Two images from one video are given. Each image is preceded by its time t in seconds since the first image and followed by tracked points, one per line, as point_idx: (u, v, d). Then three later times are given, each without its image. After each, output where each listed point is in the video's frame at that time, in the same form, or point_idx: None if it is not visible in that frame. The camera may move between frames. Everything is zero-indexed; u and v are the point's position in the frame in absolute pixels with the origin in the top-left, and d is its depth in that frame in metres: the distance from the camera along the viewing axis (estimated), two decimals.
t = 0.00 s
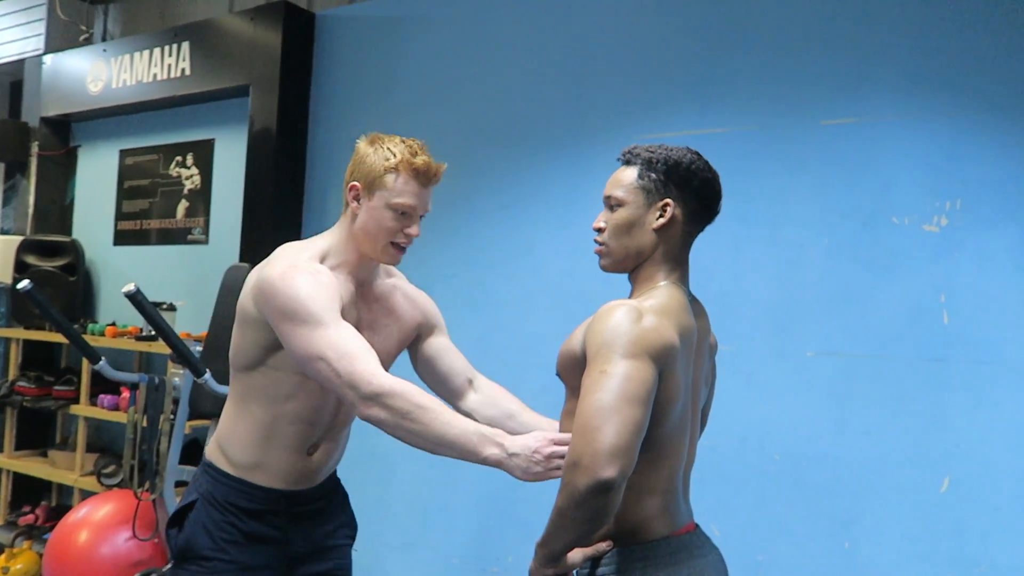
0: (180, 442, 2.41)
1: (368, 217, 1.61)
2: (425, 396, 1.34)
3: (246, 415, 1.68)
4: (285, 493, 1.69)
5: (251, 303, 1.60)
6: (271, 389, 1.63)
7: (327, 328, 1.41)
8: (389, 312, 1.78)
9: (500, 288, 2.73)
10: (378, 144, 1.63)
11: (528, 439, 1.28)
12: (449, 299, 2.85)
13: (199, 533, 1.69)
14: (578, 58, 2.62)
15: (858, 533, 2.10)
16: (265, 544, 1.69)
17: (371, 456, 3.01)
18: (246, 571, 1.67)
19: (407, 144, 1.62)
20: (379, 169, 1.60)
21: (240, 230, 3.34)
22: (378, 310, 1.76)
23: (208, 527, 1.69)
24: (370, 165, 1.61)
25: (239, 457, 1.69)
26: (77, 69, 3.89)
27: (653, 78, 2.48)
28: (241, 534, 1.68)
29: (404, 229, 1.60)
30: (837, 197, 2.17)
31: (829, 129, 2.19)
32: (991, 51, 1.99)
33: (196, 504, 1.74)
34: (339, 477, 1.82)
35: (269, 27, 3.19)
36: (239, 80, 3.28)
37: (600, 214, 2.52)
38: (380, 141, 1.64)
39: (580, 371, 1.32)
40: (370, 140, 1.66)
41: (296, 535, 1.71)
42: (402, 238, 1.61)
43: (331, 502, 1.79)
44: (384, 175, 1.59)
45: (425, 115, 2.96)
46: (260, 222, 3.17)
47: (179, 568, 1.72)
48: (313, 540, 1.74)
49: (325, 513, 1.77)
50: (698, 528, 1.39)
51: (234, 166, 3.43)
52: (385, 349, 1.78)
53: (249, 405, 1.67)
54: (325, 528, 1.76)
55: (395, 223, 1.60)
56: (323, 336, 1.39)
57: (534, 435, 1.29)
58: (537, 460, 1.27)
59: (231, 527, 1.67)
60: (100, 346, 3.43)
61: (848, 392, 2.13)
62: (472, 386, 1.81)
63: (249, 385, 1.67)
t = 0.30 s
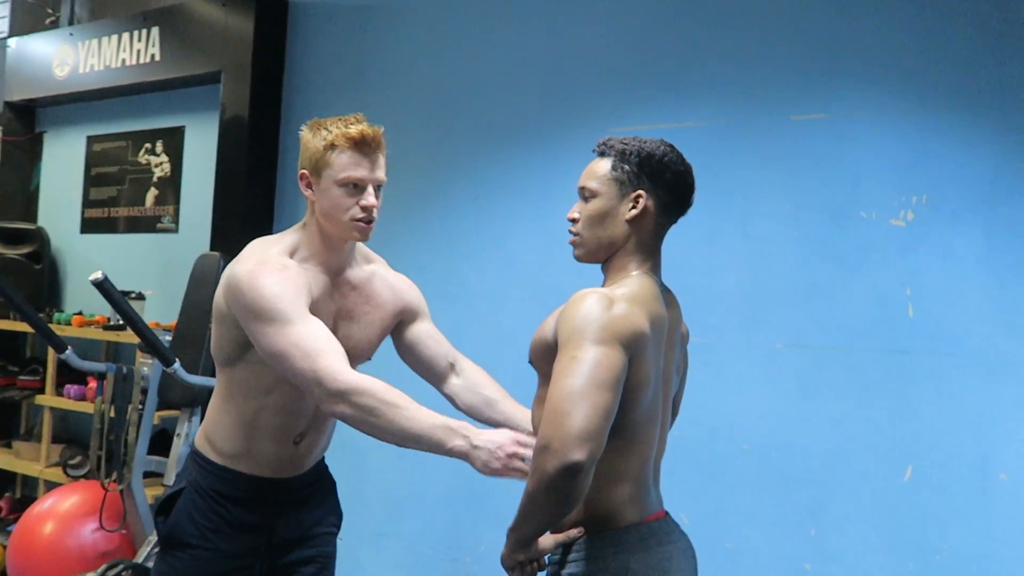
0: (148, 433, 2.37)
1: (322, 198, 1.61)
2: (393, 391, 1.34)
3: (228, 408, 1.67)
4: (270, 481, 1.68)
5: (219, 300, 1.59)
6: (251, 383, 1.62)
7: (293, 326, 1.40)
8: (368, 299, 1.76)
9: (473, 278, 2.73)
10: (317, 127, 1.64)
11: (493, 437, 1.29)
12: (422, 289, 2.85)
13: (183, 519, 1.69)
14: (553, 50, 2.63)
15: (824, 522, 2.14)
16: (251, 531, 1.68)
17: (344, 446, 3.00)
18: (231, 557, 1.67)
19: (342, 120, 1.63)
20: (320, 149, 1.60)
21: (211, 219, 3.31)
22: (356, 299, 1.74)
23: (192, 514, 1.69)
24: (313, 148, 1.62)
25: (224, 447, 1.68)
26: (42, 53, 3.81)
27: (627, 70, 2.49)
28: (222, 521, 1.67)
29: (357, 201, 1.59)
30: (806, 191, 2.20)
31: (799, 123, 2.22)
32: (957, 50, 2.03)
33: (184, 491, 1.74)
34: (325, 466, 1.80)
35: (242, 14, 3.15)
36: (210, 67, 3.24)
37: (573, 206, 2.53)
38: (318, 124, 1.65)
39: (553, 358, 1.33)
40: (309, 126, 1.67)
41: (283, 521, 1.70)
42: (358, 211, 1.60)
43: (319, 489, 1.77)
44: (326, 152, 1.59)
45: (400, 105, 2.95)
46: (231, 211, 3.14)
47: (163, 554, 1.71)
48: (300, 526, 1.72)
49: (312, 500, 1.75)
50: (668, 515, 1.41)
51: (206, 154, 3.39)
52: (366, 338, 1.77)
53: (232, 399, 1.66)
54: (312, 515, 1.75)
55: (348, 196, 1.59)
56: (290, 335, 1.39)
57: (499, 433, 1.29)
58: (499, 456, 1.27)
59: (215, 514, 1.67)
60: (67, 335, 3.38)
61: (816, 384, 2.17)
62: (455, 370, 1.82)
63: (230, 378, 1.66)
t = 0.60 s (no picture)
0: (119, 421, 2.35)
1: (274, 180, 1.61)
2: (347, 386, 1.31)
3: (199, 400, 1.67)
4: (245, 470, 1.66)
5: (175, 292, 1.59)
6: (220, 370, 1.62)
7: (246, 318, 1.39)
8: (333, 282, 1.74)
9: (449, 267, 2.72)
10: (264, 110, 1.63)
11: (449, 449, 1.25)
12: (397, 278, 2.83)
13: (159, 508, 1.67)
14: (530, 38, 2.62)
15: (795, 508, 2.17)
16: (226, 520, 1.66)
17: (319, 436, 2.99)
18: (206, 546, 1.65)
19: (288, 100, 1.63)
20: (268, 130, 1.60)
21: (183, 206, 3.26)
22: (321, 282, 1.73)
23: (166, 501, 1.68)
24: (261, 130, 1.62)
25: (198, 438, 1.67)
26: (8, 35, 3.73)
27: (604, 59, 2.49)
28: (194, 510, 1.65)
29: (309, 180, 1.59)
30: (780, 181, 2.22)
31: (774, 114, 2.23)
32: (928, 43, 2.06)
33: (160, 480, 1.74)
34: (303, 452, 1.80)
35: None
36: (182, 51, 3.18)
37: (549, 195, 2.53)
38: (265, 107, 1.64)
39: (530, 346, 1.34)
40: (257, 109, 1.66)
41: (259, 510, 1.68)
42: (311, 190, 1.59)
43: (297, 476, 1.76)
44: (274, 133, 1.59)
45: (375, 92, 2.92)
46: (204, 197, 3.10)
47: (140, 543, 1.70)
48: (276, 515, 1.70)
49: (289, 488, 1.73)
50: (642, 502, 1.42)
51: (178, 139, 3.34)
52: (336, 323, 1.73)
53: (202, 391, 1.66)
54: (289, 504, 1.72)
55: (300, 175, 1.58)
56: (242, 327, 1.38)
57: (454, 449, 1.25)
58: (448, 473, 1.23)
59: (190, 502, 1.65)
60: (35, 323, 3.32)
61: (788, 372, 2.20)
62: (424, 352, 1.79)
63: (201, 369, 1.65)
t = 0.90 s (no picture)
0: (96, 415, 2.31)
1: (240, 168, 1.59)
2: (300, 377, 1.32)
3: (171, 394, 1.64)
4: (223, 464, 1.64)
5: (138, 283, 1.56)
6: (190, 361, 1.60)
7: (202, 310, 1.39)
8: (303, 270, 1.72)
9: (431, 261, 2.71)
10: (226, 98, 1.62)
11: (404, 420, 1.28)
12: (378, 272, 2.82)
13: (134, 504, 1.66)
14: (514, 32, 2.60)
15: (773, 503, 2.19)
16: (202, 516, 1.64)
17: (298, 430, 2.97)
18: (181, 543, 1.63)
19: (250, 87, 1.61)
20: (232, 117, 1.58)
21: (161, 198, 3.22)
22: (290, 270, 1.70)
23: (141, 498, 1.66)
24: (225, 117, 1.60)
25: (170, 434, 1.65)
26: None
27: (588, 54, 2.48)
28: (169, 506, 1.63)
29: (276, 165, 1.58)
30: (761, 177, 2.23)
31: (757, 111, 2.24)
32: (908, 42, 2.07)
33: (134, 475, 1.72)
34: (279, 447, 1.79)
35: None
36: (161, 40, 3.14)
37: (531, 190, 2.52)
38: (227, 95, 1.62)
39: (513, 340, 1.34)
40: (219, 98, 1.64)
41: (235, 505, 1.66)
42: (279, 176, 1.59)
43: (274, 471, 1.75)
44: (239, 120, 1.58)
45: (356, 84, 2.89)
46: (183, 189, 3.06)
47: (114, 541, 1.68)
48: (253, 511, 1.69)
49: (266, 483, 1.72)
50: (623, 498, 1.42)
51: (156, 130, 3.30)
52: (307, 311, 1.71)
53: (173, 384, 1.64)
54: (266, 499, 1.72)
55: (267, 162, 1.58)
56: (197, 320, 1.38)
57: (412, 419, 1.28)
58: (408, 444, 1.26)
59: (166, 499, 1.64)
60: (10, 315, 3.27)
61: (768, 368, 2.21)
62: (388, 346, 1.84)
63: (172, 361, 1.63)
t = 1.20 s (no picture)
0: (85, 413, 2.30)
1: (234, 168, 1.58)
2: (292, 372, 1.32)
3: (160, 394, 1.63)
4: (213, 464, 1.63)
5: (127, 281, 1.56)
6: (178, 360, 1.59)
7: (194, 307, 1.39)
8: (291, 270, 1.72)
9: (423, 259, 2.70)
10: (227, 95, 1.60)
11: (398, 420, 1.27)
12: (369, 270, 2.81)
13: (123, 505, 1.65)
14: (506, 29, 2.60)
15: (764, 500, 2.20)
16: (192, 515, 1.64)
17: (289, 429, 2.96)
18: (171, 543, 1.63)
19: (251, 87, 1.59)
20: (230, 117, 1.57)
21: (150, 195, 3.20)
22: (279, 271, 1.70)
23: (131, 500, 1.65)
24: (222, 115, 1.58)
25: (158, 435, 1.63)
26: None
27: (579, 51, 2.48)
28: (159, 507, 1.63)
29: (270, 170, 1.57)
30: (752, 175, 2.23)
31: (748, 109, 2.24)
32: (897, 40, 2.08)
33: (123, 478, 1.70)
34: (269, 446, 1.78)
35: None
36: (149, 36, 3.11)
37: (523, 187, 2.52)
38: (227, 91, 1.60)
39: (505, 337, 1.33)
40: (219, 93, 1.63)
41: (225, 504, 1.65)
42: (271, 181, 1.57)
43: (264, 469, 1.74)
44: (235, 120, 1.56)
45: (346, 81, 2.88)
46: (172, 186, 3.05)
47: (104, 543, 1.67)
48: (243, 509, 1.68)
49: (257, 481, 1.71)
50: (615, 495, 1.42)
51: (145, 127, 3.28)
52: (296, 311, 1.71)
53: (161, 384, 1.63)
54: (256, 497, 1.71)
55: (261, 165, 1.56)
56: (188, 317, 1.37)
57: (404, 418, 1.27)
58: (403, 443, 1.25)
59: (154, 499, 1.63)
60: None
61: (758, 365, 2.22)
62: (377, 346, 1.83)
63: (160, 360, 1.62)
